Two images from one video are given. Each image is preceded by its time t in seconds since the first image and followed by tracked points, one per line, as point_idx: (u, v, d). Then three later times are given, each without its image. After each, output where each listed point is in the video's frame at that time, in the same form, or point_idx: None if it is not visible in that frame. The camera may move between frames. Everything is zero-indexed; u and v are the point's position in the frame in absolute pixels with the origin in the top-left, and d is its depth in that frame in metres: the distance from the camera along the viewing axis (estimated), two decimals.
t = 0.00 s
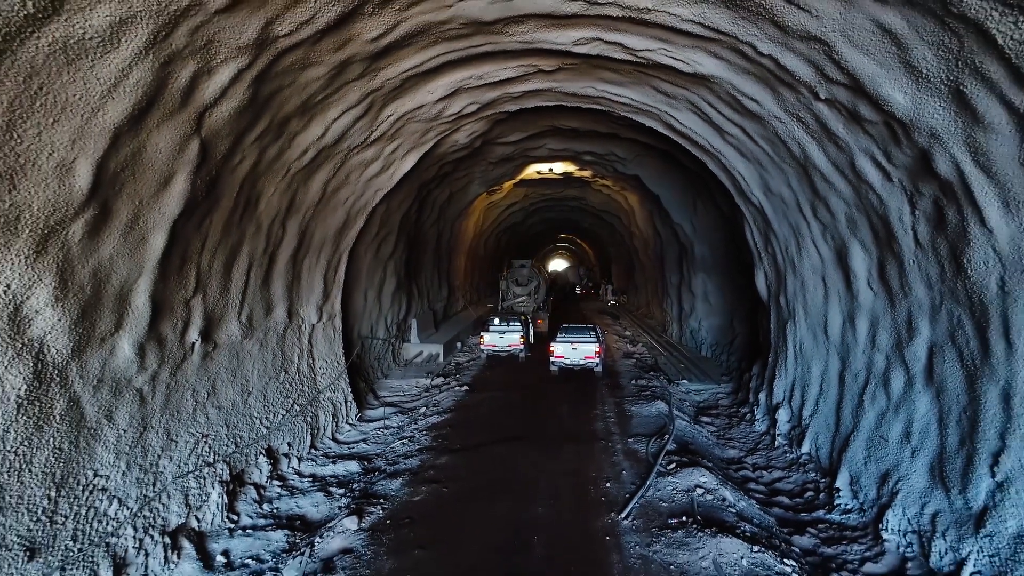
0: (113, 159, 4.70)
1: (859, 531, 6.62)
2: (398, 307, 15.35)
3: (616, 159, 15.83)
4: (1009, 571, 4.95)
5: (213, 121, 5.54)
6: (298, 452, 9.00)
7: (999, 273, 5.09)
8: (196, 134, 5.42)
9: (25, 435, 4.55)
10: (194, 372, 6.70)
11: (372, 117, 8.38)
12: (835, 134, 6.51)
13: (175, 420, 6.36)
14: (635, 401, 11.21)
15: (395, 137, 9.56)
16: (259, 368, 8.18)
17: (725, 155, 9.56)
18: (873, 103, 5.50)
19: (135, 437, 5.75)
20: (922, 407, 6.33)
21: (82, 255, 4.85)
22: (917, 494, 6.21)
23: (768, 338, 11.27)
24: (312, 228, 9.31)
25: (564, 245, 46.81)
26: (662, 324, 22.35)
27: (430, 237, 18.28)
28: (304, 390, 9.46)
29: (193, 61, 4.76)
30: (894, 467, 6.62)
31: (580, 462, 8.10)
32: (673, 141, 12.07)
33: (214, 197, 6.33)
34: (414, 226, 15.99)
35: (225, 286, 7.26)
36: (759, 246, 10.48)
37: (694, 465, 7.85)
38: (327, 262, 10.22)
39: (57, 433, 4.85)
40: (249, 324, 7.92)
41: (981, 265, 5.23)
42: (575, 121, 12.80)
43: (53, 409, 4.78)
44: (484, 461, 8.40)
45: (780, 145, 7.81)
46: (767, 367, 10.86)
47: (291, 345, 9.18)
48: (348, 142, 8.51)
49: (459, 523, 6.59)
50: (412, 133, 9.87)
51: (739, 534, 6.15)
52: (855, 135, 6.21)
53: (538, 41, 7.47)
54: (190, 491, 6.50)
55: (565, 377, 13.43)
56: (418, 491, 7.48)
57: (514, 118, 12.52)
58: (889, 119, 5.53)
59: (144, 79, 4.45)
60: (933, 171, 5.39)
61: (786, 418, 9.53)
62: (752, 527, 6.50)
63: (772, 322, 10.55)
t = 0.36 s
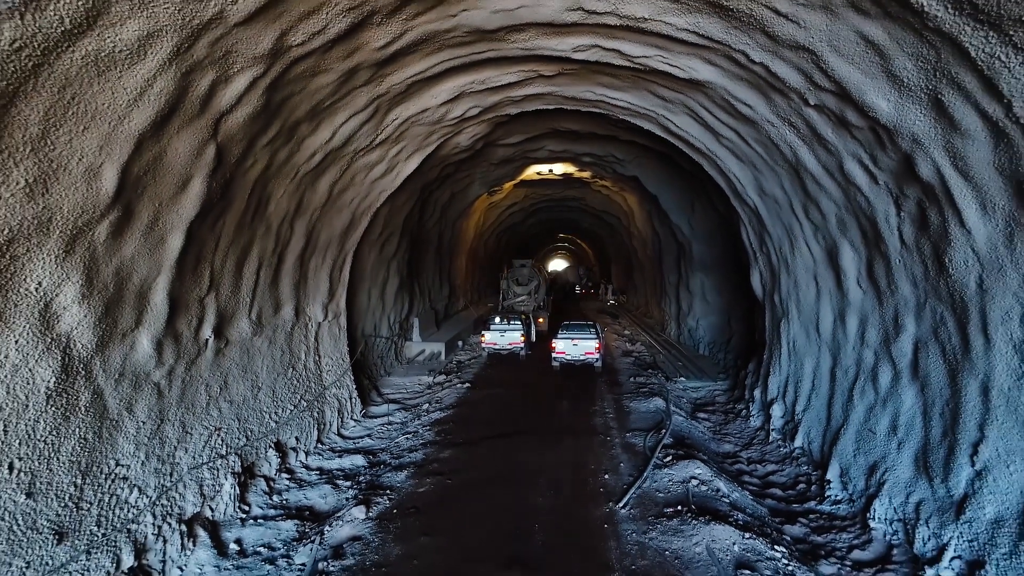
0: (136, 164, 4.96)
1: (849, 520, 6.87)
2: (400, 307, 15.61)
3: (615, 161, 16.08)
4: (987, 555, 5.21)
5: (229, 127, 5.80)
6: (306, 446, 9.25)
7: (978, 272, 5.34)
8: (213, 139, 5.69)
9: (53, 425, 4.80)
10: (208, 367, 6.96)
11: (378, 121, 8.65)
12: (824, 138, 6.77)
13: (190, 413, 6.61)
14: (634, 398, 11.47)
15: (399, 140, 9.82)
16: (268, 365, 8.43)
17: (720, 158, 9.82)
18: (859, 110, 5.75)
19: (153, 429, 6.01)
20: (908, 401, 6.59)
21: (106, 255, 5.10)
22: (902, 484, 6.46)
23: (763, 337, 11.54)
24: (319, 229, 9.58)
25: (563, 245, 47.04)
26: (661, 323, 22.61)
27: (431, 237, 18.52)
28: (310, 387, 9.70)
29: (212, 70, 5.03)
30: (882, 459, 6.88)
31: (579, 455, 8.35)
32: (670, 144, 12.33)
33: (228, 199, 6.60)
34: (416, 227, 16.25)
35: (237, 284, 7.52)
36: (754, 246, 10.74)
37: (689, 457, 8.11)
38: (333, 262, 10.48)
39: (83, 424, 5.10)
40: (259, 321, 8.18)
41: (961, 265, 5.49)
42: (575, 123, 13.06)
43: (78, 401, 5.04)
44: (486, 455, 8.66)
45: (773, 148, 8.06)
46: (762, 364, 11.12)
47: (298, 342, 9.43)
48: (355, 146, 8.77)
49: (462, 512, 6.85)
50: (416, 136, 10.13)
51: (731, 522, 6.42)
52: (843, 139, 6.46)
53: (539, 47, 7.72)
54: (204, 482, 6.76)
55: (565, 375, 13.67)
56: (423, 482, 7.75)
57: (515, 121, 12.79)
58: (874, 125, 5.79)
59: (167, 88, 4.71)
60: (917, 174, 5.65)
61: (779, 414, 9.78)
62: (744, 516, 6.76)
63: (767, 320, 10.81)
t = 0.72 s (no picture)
0: (157, 168, 5.22)
1: (839, 510, 7.12)
2: (402, 306, 15.85)
3: (614, 162, 16.33)
4: (967, 540, 5.46)
5: (242, 132, 6.05)
6: (312, 441, 9.50)
7: (959, 271, 5.59)
8: (228, 144, 5.94)
9: (78, 416, 5.06)
10: (220, 363, 7.21)
11: (383, 125, 8.90)
12: (815, 142, 7.02)
13: (203, 407, 6.86)
14: (632, 394, 11.72)
15: (403, 142, 10.07)
16: (276, 361, 8.68)
17: (716, 160, 10.06)
18: (847, 116, 6.00)
19: (169, 421, 6.26)
20: (896, 395, 6.84)
21: (128, 254, 5.35)
22: (890, 475, 6.71)
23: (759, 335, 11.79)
24: (326, 229, 9.83)
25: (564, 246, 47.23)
26: (660, 322, 22.84)
27: (433, 238, 18.74)
28: (316, 384, 9.95)
29: (228, 79, 5.28)
30: (870, 451, 7.13)
31: (579, 449, 8.60)
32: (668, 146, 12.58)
33: (240, 201, 6.85)
34: (418, 227, 16.48)
35: (247, 283, 7.77)
36: (750, 246, 10.99)
37: (686, 451, 8.36)
38: (338, 262, 10.73)
39: (105, 415, 5.35)
40: (268, 319, 8.43)
41: (944, 264, 5.74)
42: (575, 125, 13.30)
43: (101, 394, 5.29)
44: (488, 449, 8.90)
45: (767, 151, 8.30)
46: (758, 362, 11.38)
47: (305, 340, 9.68)
48: (360, 148, 9.02)
49: (466, 503, 7.11)
50: (420, 139, 10.39)
51: (724, 511, 6.68)
52: (833, 143, 6.71)
53: (539, 53, 7.97)
54: (217, 473, 7.01)
55: (565, 372, 13.91)
56: (427, 475, 8.00)
57: (516, 124, 13.04)
58: (861, 130, 6.03)
59: (187, 96, 4.97)
60: (902, 177, 5.89)
61: (774, 410, 10.01)
62: (737, 506, 7.02)
63: (762, 319, 11.05)
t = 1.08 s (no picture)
0: (175, 171, 5.47)
1: (830, 501, 7.36)
2: (405, 305, 16.09)
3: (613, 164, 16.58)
4: (950, 527, 5.72)
5: (255, 137, 6.30)
6: (319, 436, 9.75)
7: (942, 270, 5.84)
8: (241, 149, 6.19)
9: (101, 408, 5.31)
10: (232, 359, 7.46)
11: (388, 128, 9.15)
12: (807, 145, 7.26)
13: (216, 401, 7.11)
14: (631, 391, 11.97)
15: (407, 145, 10.31)
16: (284, 358, 8.94)
17: (713, 162, 10.31)
18: (836, 121, 6.25)
19: (184, 415, 6.50)
20: (884, 390, 7.09)
21: (148, 254, 5.60)
22: (878, 467, 6.96)
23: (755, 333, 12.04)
24: (331, 230, 10.08)
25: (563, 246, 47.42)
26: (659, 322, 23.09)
27: (434, 238, 18.96)
28: (322, 381, 10.19)
29: (244, 86, 5.53)
30: (860, 444, 7.38)
31: (578, 444, 8.84)
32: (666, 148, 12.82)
33: (252, 202, 7.10)
34: (420, 228, 16.71)
35: (257, 282, 8.02)
36: (746, 246, 11.24)
37: (682, 445, 8.61)
38: (343, 261, 10.98)
39: (126, 408, 5.60)
40: (276, 317, 8.68)
41: (928, 263, 5.99)
42: (575, 128, 13.55)
43: (122, 387, 5.53)
44: (490, 444, 9.14)
45: (761, 153, 8.54)
46: (754, 359, 11.63)
47: (311, 338, 9.92)
48: (365, 151, 9.27)
49: (470, 494, 7.35)
50: (423, 141, 10.63)
51: (718, 501, 6.95)
52: (824, 147, 6.96)
53: (540, 59, 8.22)
54: (229, 465, 7.25)
55: (565, 370, 14.15)
56: (432, 468, 8.26)
57: (517, 126, 13.29)
58: (850, 135, 6.28)
59: (206, 103, 5.22)
60: (888, 180, 6.14)
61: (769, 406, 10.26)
62: (731, 497, 7.27)
63: (758, 317, 11.30)
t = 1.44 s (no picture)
0: (192, 175, 5.71)
1: (821, 493, 7.61)
2: (407, 304, 16.33)
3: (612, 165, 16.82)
4: (933, 515, 5.97)
5: (266, 141, 6.54)
6: (325, 431, 9.99)
7: (927, 269, 6.09)
8: (254, 152, 6.43)
9: (122, 401, 5.55)
10: (242, 356, 7.70)
11: (393, 131, 9.39)
12: (799, 149, 7.50)
13: (227, 396, 7.35)
14: (629, 388, 12.21)
15: (410, 147, 10.55)
16: (292, 355, 9.18)
17: (709, 164, 10.55)
18: (826, 126, 6.50)
19: (198, 408, 6.75)
20: (873, 385, 7.33)
21: (165, 254, 5.85)
22: (867, 459, 7.21)
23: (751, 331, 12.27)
24: (337, 230, 10.31)
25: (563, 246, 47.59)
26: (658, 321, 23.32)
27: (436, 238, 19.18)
28: (328, 377, 10.43)
29: (257, 93, 5.77)
30: (851, 438, 7.62)
31: (578, 439, 9.08)
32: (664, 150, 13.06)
33: (262, 204, 7.34)
34: (422, 228, 16.95)
35: (266, 281, 8.26)
36: (742, 246, 11.48)
37: (679, 440, 8.86)
38: (348, 261, 11.22)
39: (144, 401, 5.85)
40: (284, 316, 8.91)
41: (914, 262, 6.23)
42: (574, 130, 13.79)
43: (141, 381, 5.78)
44: (492, 439, 9.38)
45: (756, 156, 8.78)
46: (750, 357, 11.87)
47: (317, 335, 10.16)
48: (370, 154, 9.51)
49: (473, 486, 7.60)
50: (426, 143, 10.87)
51: (713, 492, 7.19)
52: (815, 151, 7.20)
53: (541, 65, 8.46)
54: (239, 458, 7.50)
55: (565, 368, 14.38)
56: (436, 462, 8.50)
57: (518, 128, 13.53)
58: (839, 139, 6.52)
59: (221, 109, 5.46)
60: (876, 183, 6.39)
61: (764, 403, 10.51)
62: (726, 488, 7.52)
63: (754, 316, 11.53)
